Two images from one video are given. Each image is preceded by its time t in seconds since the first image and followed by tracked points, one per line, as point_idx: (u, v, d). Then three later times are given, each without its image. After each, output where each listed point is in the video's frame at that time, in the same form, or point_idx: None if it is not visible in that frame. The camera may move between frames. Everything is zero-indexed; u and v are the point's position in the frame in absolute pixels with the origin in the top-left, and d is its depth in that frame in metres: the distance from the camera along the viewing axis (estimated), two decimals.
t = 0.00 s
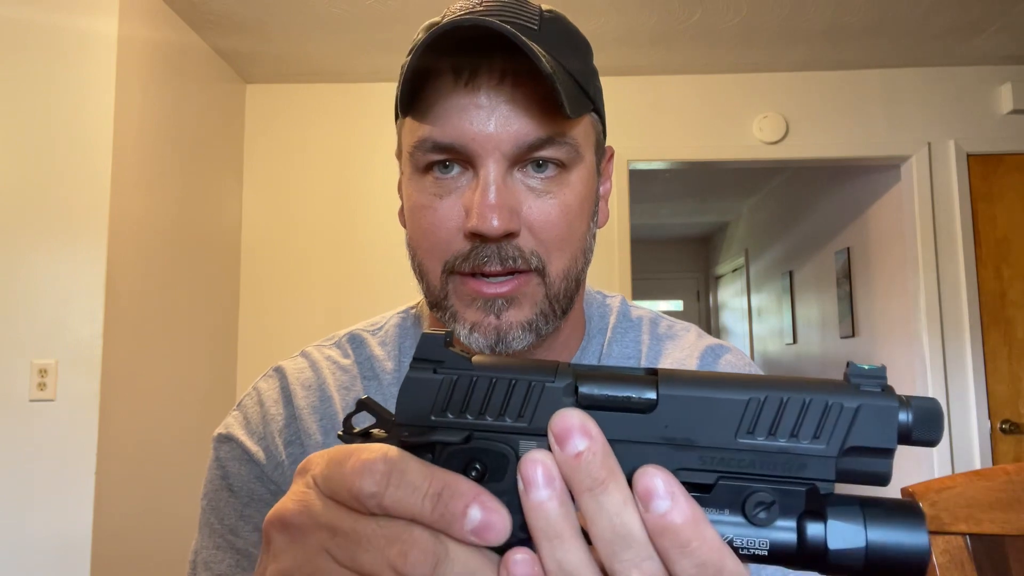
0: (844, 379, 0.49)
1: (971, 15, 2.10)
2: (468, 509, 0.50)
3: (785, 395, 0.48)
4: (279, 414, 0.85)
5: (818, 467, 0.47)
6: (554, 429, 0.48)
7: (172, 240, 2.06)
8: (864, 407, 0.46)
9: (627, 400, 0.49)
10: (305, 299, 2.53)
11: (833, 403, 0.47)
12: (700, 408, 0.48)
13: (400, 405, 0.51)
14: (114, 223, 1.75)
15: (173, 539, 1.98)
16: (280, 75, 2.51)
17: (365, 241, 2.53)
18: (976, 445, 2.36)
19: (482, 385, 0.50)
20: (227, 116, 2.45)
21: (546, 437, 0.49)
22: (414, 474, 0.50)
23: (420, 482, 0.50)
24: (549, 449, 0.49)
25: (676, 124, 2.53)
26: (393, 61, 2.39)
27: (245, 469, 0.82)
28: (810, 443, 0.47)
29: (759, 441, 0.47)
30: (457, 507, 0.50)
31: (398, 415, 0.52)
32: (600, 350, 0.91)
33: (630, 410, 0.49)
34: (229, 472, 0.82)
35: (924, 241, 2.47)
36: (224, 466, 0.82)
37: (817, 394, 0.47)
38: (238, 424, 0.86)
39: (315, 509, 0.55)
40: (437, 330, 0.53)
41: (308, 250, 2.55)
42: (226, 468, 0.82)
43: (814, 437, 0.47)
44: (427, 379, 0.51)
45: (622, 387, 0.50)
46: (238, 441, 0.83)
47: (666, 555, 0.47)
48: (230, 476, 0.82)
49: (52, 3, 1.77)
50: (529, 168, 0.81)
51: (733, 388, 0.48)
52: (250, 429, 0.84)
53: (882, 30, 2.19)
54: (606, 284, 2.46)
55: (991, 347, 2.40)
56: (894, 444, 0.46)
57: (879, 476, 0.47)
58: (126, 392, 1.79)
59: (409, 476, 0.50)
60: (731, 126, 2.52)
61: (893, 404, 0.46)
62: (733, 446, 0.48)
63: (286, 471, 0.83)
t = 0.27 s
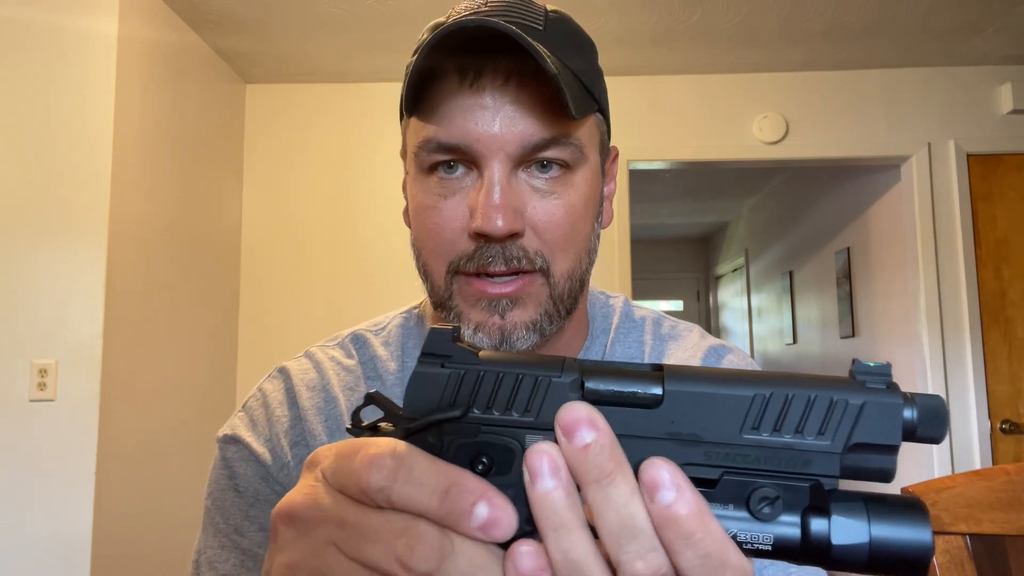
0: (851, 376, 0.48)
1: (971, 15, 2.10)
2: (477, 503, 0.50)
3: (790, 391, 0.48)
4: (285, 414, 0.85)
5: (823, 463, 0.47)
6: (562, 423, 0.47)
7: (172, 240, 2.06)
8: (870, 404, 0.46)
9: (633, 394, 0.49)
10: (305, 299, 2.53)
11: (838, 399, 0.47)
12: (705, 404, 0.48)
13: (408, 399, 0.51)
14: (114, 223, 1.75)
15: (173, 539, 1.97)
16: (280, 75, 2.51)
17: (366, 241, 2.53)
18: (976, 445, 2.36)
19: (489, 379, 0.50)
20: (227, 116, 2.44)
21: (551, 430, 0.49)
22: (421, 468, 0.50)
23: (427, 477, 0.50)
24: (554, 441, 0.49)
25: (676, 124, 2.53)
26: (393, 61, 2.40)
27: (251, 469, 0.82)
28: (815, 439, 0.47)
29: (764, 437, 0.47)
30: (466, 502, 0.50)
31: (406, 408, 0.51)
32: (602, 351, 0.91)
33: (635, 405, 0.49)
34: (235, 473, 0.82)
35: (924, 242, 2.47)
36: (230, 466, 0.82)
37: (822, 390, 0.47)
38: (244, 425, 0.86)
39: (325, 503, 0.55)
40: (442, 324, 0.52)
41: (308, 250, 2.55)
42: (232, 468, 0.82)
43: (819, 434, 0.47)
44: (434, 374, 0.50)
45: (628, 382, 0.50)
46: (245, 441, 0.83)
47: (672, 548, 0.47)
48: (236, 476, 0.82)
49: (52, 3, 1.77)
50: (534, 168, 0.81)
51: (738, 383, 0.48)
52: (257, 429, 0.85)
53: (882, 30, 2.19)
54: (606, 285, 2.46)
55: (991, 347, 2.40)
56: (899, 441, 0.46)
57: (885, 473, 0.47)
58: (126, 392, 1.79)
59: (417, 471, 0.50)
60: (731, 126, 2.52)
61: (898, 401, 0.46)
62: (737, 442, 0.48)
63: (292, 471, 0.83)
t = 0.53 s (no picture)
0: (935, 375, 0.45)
1: (971, 14, 2.10)
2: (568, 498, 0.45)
3: (873, 391, 0.44)
4: (296, 396, 0.83)
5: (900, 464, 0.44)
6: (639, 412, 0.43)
7: (172, 240, 2.06)
8: (957, 406, 0.43)
9: (705, 393, 0.45)
10: (305, 299, 2.53)
11: (922, 402, 0.43)
12: (781, 406, 0.45)
13: (473, 396, 0.47)
14: (114, 223, 1.75)
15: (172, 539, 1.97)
16: (280, 75, 2.51)
17: (366, 241, 2.53)
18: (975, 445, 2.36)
19: (558, 375, 0.46)
20: (227, 116, 2.44)
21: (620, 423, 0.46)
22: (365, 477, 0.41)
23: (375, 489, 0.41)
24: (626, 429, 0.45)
25: (676, 124, 2.52)
26: (393, 61, 2.40)
27: (254, 448, 0.79)
28: (894, 442, 0.44)
29: (840, 440, 0.44)
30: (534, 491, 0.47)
31: (471, 405, 0.47)
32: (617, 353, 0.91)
33: (708, 403, 0.45)
34: (239, 449, 0.79)
35: (924, 242, 2.47)
36: (235, 441, 0.79)
37: (907, 391, 0.44)
38: (253, 402, 0.84)
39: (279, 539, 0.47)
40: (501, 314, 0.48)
41: (309, 250, 2.54)
42: (236, 444, 0.79)
43: (899, 435, 0.44)
44: (501, 371, 0.46)
45: (698, 377, 0.46)
46: (254, 418, 0.80)
47: (755, 543, 0.43)
48: (238, 452, 0.79)
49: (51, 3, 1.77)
50: (535, 170, 0.80)
51: (819, 382, 0.45)
52: (266, 407, 0.82)
53: (881, 30, 2.19)
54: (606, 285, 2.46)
55: (992, 347, 2.40)
56: (985, 444, 0.43)
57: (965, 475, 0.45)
58: (126, 392, 1.79)
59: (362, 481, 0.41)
60: (731, 126, 2.52)
61: (986, 402, 0.43)
62: (812, 443, 0.45)
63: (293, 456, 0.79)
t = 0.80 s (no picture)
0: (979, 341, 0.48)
1: (970, 14, 2.10)
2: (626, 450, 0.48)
3: (919, 353, 0.48)
4: (303, 388, 0.84)
5: (947, 424, 0.48)
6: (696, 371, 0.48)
7: (172, 240, 2.05)
8: (1000, 367, 0.46)
9: (756, 353, 0.50)
10: (306, 299, 2.52)
11: (968, 362, 0.47)
12: (832, 367, 0.49)
13: (533, 351, 0.52)
14: (114, 223, 1.75)
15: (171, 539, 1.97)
16: (281, 75, 2.51)
17: (367, 241, 2.53)
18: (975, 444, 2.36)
19: (614, 334, 0.51)
20: (228, 116, 2.44)
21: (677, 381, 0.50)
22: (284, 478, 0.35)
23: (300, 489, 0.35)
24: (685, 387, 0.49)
25: (677, 123, 2.53)
26: (394, 61, 2.39)
27: (254, 439, 0.79)
28: (943, 402, 0.47)
29: (889, 399, 0.48)
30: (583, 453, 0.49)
31: (531, 360, 0.52)
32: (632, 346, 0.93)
33: (761, 364, 0.49)
34: (241, 439, 0.79)
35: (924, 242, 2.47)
36: (238, 430, 0.80)
37: (952, 352, 0.47)
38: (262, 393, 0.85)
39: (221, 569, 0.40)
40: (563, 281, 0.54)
41: (310, 250, 2.54)
42: (238, 434, 0.80)
43: (947, 395, 0.47)
44: (561, 328, 0.51)
45: (750, 340, 0.50)
46: (258, 409, 0.81)
47: (808, 494, 0.47)
48: (239, 442, 0.79)
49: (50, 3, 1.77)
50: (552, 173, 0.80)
51: (868, 346, 0.49)
52: (271, 398, 0.83)
53: (881, 30, 2.19)
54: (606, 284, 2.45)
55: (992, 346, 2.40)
56: None
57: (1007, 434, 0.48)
58: (126, 391, 1.79)
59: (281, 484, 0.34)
60: (732, 125, 2.52)
61: None
62: (863, 403, 0.48)
63: (291, 449, 0.79)
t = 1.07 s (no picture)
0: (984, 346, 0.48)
1: (970, 14, 2.10)
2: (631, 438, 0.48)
3: (922, 356, 0.48)
4: (309, 381, 0.84)
5: (948, 427, 0.47)
6: (703, 365, 0.48)
7: (172, 240, 2.05)
8: (1005, 373, 0.46)
9: (760, 350, 0.49)
10: (306, 299, 2.52)
11: (971, 367, 0.47)
12: (834, 366, 0.49)
13: (540, 341, 0.53)
14: (114, 222, 1.75)
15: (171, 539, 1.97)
16: (281, 75, 2.51)
17: (367, 240, 2.53)
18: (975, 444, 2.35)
19: (620, 327, 0.51)
20: (228, 116, 2.45)
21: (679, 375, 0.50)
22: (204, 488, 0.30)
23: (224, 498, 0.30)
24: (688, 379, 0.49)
25: (677, 123, 2.53)
26: (394, 61, 2.39)
27: (262, 432, 0.80)
28: (945, 405, 0.47)
29: (890, 400, 0.48)
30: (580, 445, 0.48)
31: (537, 350, 0.53)
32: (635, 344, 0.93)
33: (763, 360, 0.49)
34: (249, 432, 0.80)
35: (924, 241, 2.47)
36: (247, 424, 0.81)
37: (956, 355, 0.47)
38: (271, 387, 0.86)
39: None
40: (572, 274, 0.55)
41: (309, 250, 2.54)
42: (246, 427, 0.81)
43: (948, 399, 0.47)
44: (568, 320, 0.52)
45: (754, 337, 0.50)
46: (267, 402, 0.82)
47: (805, 490, 0.47)
48: (248, 434, 0.80)
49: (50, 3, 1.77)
50: (568, 161, 0.81)
51: (872, 346, 0.49)
52: (280, 392, 0.83)
53: (880, 30, 2.19)
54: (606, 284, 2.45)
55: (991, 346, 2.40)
56: None
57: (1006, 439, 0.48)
58: (126, 391, 1.79)
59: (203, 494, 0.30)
60: (732, 125, 2.52)
61: None
62: (864, 402, 0.48)
63: (298, 441, 0.80)
